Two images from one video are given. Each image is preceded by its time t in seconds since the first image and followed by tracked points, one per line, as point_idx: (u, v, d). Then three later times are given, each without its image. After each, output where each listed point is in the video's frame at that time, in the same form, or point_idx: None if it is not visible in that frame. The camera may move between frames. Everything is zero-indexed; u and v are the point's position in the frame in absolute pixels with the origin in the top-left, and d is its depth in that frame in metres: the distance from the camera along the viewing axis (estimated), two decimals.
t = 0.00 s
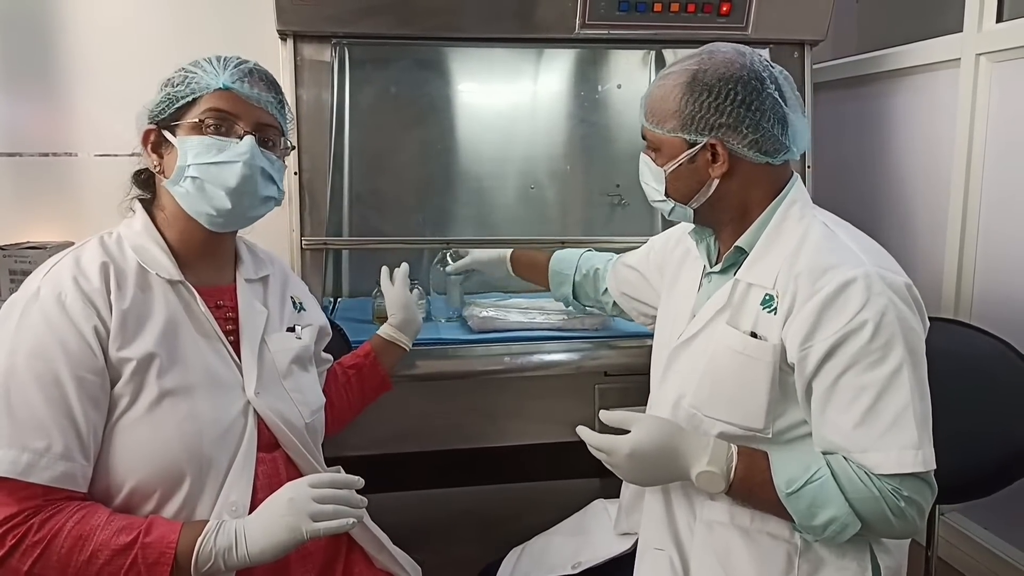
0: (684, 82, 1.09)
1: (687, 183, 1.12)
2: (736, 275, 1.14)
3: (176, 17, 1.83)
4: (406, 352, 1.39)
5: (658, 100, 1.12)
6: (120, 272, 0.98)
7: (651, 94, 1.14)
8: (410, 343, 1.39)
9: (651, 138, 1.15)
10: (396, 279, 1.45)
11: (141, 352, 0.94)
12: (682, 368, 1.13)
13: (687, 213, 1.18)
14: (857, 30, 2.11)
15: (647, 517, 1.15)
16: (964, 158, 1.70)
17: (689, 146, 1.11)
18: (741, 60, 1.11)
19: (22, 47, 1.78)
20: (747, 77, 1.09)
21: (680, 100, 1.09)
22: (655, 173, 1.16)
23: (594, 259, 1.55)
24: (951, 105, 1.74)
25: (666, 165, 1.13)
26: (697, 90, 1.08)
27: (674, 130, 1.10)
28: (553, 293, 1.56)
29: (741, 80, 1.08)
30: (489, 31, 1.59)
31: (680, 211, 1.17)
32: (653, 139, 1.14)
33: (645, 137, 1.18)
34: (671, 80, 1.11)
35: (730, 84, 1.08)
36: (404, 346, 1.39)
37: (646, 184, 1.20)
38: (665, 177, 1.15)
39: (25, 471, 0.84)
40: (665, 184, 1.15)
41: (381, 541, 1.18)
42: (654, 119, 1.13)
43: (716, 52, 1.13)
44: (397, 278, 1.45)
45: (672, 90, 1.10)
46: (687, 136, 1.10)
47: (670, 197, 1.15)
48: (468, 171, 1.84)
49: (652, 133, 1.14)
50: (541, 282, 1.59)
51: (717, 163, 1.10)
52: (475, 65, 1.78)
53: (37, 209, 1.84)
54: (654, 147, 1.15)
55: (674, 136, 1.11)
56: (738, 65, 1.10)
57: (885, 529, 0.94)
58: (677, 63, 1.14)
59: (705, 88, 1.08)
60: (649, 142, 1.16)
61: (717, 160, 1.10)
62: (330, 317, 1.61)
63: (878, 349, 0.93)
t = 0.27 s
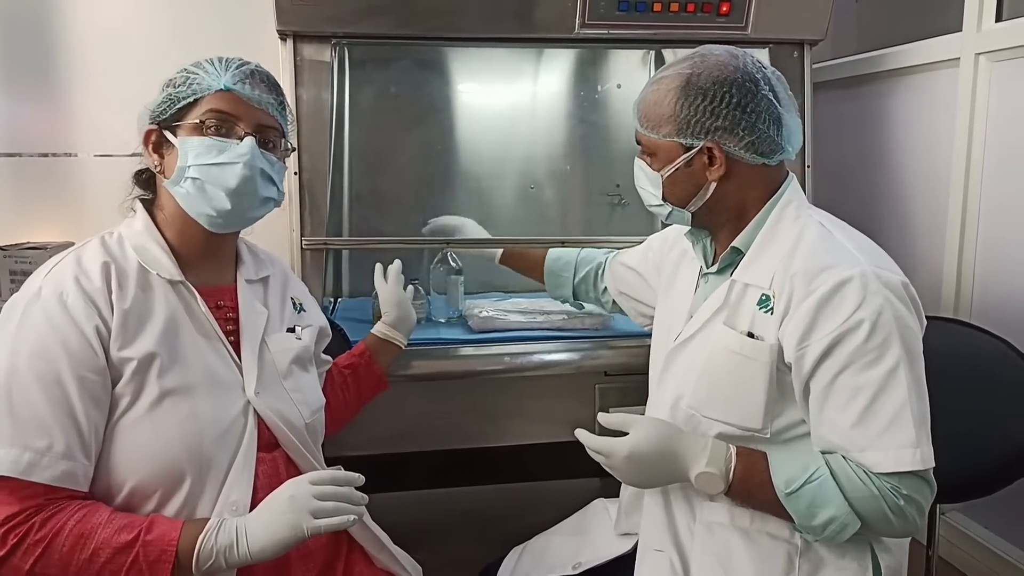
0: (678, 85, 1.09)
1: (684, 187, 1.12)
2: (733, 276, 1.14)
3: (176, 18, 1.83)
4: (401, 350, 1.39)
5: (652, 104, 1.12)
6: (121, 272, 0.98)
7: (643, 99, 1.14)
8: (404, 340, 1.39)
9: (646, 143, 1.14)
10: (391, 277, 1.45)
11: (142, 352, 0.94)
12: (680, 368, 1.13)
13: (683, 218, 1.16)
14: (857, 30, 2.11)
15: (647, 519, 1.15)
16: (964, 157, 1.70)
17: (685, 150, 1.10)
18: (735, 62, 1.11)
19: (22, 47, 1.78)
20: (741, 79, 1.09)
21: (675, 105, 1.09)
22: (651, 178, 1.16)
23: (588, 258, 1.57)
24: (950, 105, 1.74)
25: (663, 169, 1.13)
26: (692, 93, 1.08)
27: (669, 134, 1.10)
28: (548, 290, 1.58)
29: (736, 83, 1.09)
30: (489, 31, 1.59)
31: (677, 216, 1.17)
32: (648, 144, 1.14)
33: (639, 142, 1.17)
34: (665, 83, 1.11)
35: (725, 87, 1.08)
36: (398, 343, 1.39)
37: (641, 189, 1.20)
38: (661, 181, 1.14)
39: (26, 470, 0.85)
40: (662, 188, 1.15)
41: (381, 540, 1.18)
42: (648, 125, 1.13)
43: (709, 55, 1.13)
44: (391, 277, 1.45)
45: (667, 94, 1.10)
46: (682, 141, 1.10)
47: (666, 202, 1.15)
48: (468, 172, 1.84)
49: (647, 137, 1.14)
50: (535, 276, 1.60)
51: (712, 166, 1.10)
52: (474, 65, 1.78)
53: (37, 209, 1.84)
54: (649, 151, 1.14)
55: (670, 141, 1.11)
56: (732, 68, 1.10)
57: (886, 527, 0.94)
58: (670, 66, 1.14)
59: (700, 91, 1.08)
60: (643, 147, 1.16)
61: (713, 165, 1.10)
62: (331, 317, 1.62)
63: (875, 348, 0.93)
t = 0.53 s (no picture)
0: (676, 84, 1.09)
1: (681, 186, 1.12)
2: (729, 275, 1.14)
3: (175, 16, 1.83)
4: (397, 347, 1.39)
5: (650, 102, 1.12)
6: (119, 269, 0.98)
7: (641, 97, 1.14)
8: (400, 338, 1.39)
9: (642, 141, 1.14)
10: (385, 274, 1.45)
11: (140, 349, 0.94)
12: (678, 367, 1.13)
13: (679, 216, 1.19)
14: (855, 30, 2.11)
15: (644, 518, 1.15)
16: (963, 157, 1.70)
17: (682, 149, 1.10)
18: (732, 62, 1.11)
19: (20, 44, 1.77)
20: (739, 79, 1.09)
21: (673, 103, 1.09)
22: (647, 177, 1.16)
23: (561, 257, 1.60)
24: (948, 104, 1.74)
25: (660, 168, 1.13)
26: (690, 92, 1.08)
27: (667, 134, 1.10)
28: (521, 289, 1.62)
29: (733, 83, 1.09)
30: (488, 29, 1.59)
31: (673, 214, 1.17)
32: (645, 142, 1.14)
33: (635, 140, 1.17)
34: (663, 82, 1.11)
35: (723, 86, 1.08)
36: (395, 341, 1.39)
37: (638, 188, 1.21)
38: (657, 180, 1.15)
39: (25, 466, 0.85)
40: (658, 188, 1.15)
41: (378, 538, 1.17)
42: (645, 122, 1.13)
43: (705, 53, 1.13)
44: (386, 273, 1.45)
45: (664, 93, 1.10)
46: (680, 139, 1.10)
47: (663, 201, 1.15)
48: (466, 170, 1.84)
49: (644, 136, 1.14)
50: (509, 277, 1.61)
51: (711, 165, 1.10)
52: (473, 63, 1.78)
53: (35, 207, 1.84)
54: (645, 150, 1.14)
55: (667, 140, 1.10)
56: (730, 67, 1.10)
57: (890, 521, 0.94)
58: (667, 65, 1.14)
59: (699, 90, 1.08)
60: (639, 146, 1.15)
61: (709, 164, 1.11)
62: (328, 316, 1.62)
63: (876, 343, 0.94)
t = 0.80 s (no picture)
0: (672, 87, 1.09)
1: (678, 188, 1.12)
2: (727, 277, 1.14)
3: (176, 19, 1.83)
4: (402, 355, 1.39)
5: (645, 105, 1.12)
6: (121, 271, 0.98)
7: (635, 102, 1.14)
8: (406, 346, 1.40)
9: (639, 144, 1.14)
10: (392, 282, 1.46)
11: (141, 351, 0.94)
12: (677, 369, 1.13)
13: (677, 219, 1.19)
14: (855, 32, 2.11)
15: (644, 520, 1.15)
16: (963, 159, 1.70)
17: (679, 152, 1.11)
18: (728, 64, 1.11)
19: (22, 47, 1.78)
20: (735, 81, 1.09)
21: (669, 106, 1.09)
22: (643, 180, 1.16)
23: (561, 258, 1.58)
24: (948, 106, 1.74)
25: (657, 171, 1.13)
26: (685, 95, 1.09)
27: (663, 136, 1.10)
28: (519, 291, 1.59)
29: (729, 84, 1.09)
30: (489, 31, 1.59)
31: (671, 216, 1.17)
32: (641, 145, 1.14)
33: (631, 143, 1.17)
34: (659, 85, 1.11)
35: (719, 88, 1.08)
36: (399, 348, 1.39)
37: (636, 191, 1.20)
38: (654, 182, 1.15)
39: (26, 468, 0.85)
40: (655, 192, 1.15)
41: (378, 540, 1.17)
42: (640, 125, 1.13)
43: (700, 57, 1.13)
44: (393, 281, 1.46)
45: (660, 96, 1.10)
46: (677, 142, 1.10)
47: (660, 203, 1.15)
48: (467, 172, 1.84)
49: (640, 138, 1.14)
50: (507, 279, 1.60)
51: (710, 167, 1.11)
52: (474, 66, 1.78)
53: (36, 210, 1.84)
54: (641, 153, 1.14)
55: (664, 143, 1.11)
56: (726, 69, 1.10)
57: (885, 522, 0.94)
58: (663, 68, 1.14)
59: (695, 93, 1.08)
60: (635, 149, 1.15)
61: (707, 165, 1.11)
62: (329, 318, 1.62)
63: (871, 344, 0.94)
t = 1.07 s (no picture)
0: (678, 87, 1.09)
1: (682, 189, 1.12)
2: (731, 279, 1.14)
3: (178, 20, 1.83)
4: (403, 355, 1.40)
5: (659, 104, 1.10)
6: (119, 273, 0.98)
7: (644, 99, 1.13)
8: (406, 346, 1.40)
9: (644, 143, 1.14)
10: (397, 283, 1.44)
11: (141, 353, 0.94)
12: (680, 370, 1.13)
13: (681, 220, 1.18)
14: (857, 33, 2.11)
15: (645, 522, 1.15)
16: (964, 160, 1.70)
17: (684, 152, 1.10)
18: (735, 64, 1.11)
19: (23, 48, 1.78)
20: (742, 81, 1.09)
21: (675, 106, 1.09)
22: (649, 180, 1.15)
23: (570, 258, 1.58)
24: (950, 107, 1.74)
25: (661, 172, 1.13)
26: (692, 95, 1.08)
27: (669, 136, 1.10)
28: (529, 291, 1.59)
29: (736, 85, 1.08)
30: (489, 32, 1.59)
31: (675, 217, 1.17)
32: (646, 145, 1.14)
33: (636, 143, 1.17)
34: (667, 85, 1.10)
35: (725, 89, 1.08)
36: (402, 349, 1.39)
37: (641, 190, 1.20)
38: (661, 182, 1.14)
39: (25, 471, 0.85)
40: (660, 192, 1.15)
41: (378, 540, 1.17)
42: (650, 125, 1.12)
43: (707, 56, 1.12)
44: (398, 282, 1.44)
45: (666, 95, 1.10)
46: (683, 142, 1.10)
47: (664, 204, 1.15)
48: (468, 173, 1.84)
49: (649, 138, 1.13)
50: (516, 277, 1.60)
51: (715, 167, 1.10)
52: (475, 67, 1.78)
53: (39, 210, 1.85)
54: (646, 153, 1.14)
55: (669, 143, 1.10)
56: (732, 69, 1.10)
57: (887, 526, 0.94)
58: (672, 66, 1.13)
59: (701, 93, 1.08)
60: (640, 148, 1.15)
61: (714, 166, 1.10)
62: (330, 319, 1.62)
63: (876, 348, 0.94)
